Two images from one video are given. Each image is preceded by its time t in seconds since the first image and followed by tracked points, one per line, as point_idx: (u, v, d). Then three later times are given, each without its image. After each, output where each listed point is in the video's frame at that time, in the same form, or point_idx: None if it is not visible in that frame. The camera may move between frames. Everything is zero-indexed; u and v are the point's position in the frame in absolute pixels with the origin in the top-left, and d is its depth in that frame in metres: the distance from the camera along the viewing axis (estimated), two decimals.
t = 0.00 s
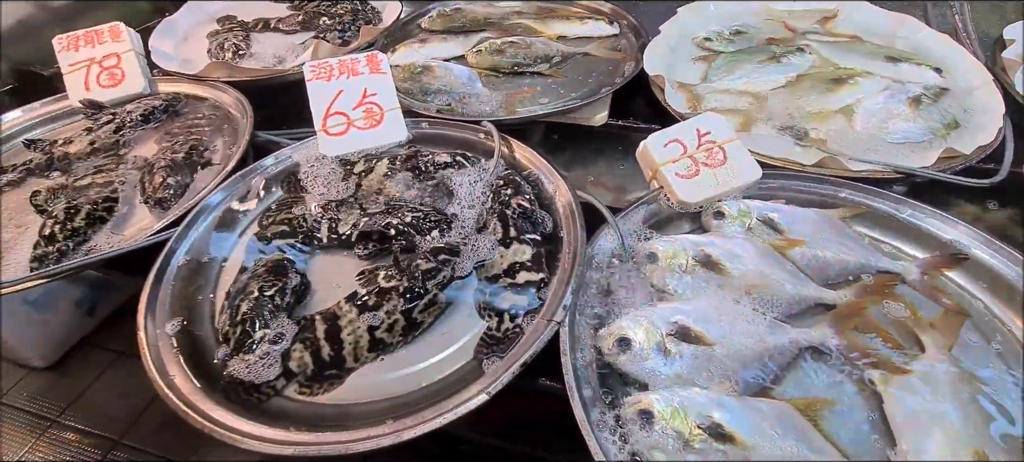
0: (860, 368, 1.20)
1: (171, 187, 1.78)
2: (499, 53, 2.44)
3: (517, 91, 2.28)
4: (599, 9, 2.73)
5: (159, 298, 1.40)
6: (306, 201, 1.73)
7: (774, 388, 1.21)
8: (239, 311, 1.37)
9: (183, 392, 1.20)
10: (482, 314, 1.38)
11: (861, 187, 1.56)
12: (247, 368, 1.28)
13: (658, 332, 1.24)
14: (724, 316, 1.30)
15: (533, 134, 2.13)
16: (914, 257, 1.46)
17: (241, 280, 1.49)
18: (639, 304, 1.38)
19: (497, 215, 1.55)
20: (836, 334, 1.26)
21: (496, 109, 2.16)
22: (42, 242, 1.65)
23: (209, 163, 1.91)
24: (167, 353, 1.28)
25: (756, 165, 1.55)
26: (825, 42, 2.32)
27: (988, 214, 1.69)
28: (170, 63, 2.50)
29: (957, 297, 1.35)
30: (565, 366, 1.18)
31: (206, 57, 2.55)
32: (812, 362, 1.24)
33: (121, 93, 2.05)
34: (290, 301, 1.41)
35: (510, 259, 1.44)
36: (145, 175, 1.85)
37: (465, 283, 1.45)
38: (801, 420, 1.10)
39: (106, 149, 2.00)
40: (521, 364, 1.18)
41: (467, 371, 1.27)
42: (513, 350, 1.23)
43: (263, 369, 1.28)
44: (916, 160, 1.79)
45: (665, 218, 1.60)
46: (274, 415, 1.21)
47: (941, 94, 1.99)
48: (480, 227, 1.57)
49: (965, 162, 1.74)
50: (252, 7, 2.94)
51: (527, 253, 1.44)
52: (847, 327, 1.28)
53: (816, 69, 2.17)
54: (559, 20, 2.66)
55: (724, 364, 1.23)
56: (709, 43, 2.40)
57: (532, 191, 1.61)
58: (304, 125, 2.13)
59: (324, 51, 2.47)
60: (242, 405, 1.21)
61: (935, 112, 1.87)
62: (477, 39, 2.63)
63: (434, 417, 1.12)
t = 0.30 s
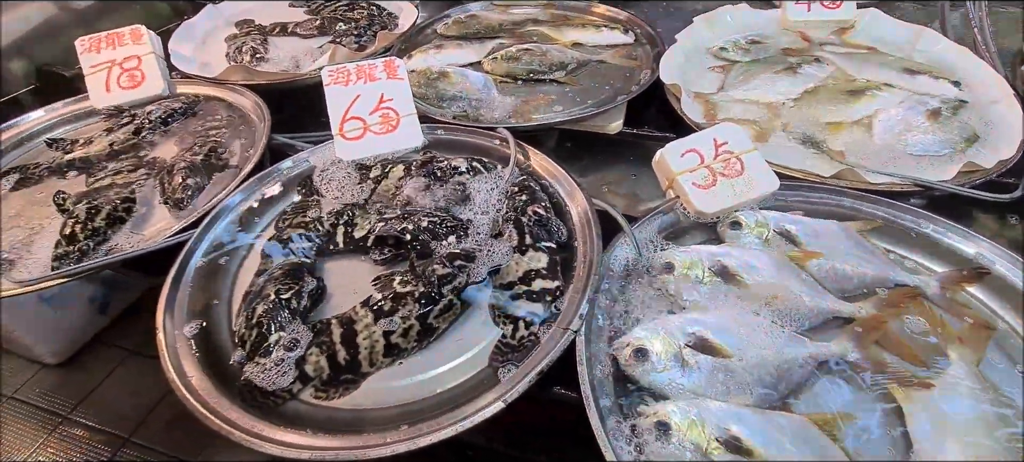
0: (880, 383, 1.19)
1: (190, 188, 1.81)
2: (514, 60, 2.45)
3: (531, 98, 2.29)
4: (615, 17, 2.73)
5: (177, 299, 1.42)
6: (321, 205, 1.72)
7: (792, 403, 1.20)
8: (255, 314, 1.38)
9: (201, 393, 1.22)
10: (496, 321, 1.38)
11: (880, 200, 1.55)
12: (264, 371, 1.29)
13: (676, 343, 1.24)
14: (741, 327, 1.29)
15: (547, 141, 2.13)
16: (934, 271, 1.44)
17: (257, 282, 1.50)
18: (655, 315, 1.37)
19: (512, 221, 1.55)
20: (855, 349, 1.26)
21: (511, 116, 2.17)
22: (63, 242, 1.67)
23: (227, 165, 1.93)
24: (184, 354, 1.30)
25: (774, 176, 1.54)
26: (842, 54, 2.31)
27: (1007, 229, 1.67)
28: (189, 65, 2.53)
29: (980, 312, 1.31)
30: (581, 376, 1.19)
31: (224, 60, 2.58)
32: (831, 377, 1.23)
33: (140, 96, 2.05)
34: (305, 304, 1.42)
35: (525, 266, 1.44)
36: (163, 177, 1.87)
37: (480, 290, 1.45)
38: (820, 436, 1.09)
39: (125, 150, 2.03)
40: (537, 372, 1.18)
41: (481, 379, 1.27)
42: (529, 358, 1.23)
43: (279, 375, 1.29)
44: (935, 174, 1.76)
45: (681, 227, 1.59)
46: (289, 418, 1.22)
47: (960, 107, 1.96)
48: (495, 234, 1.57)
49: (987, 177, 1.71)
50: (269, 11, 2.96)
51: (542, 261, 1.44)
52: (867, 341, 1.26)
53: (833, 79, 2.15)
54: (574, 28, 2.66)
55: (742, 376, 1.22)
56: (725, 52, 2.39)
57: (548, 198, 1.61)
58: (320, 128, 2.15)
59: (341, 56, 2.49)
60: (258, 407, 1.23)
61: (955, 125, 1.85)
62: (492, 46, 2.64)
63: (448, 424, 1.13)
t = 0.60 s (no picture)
0: (897, 393, 1.19)
1: (205, 188, 1.82)
2: (526, 64, 2.46)
3: (543, 103, 2.30)
4: (627, 23, 2.74)
5: (192, 299, 1.44)
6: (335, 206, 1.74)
7: (805, 413, 1.20)
8: (269, 314, 1.39)
9: (216, 392, 1.23)
10: (508, 325, 1.39)
11: (895, 209, 1.54)
12: (276, 372, 1.30)
13: (690, 351, 1.24)
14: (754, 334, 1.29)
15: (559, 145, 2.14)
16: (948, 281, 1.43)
17: (271, 283, 1.51)
18: (668, 322, 1.37)
19: (524, 226, 1.55)
20: (873, 358, 1.24)
21: (523, 121, 2.18)
22: (80, 240, 1.69)
23: (242, 166, 1.94)
24: (199, 354, 1.32)
25: (788, 184, 1.52)
26: (856, 62, 2.30)
27: None
28: (204, 66, 2.56)
29: (995, 322, 1.30)
30: (595, 381, 1.19)
31: (240, 62, 2.61)
32: (847, 387, 1.23)
33: (156, 96, 2.05)
34: (318, 305, 1.42)
35: (537, 271, 1.44)
36: (179, 177, 1.89)
37: (492, 294, 1.45)
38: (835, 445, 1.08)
39: (141, 149, 2.05)
40: (549, 377, 1.18)
41: (492, 383, 1.27)
42: (542, 363, 1.23)
43: (291, 376, 1.30)
44: (951, 184, 1.75)
45: (694, 234, 1.59)
46: (301, 419, 1.23)
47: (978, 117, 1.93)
48: (507, 237, 1.57)
49: (1003, 188, 1.70)
50: (283, 13, 2.98)
51: (555, 266, 1.44)
52: (882, 351, 1.25)
53: (847, 87, 2.14)
54: (586, 33, 2.67)
55: (755, 385, 1.22)
56: (738, 60, 2.38)
57: (560, 202, 1.61)
58: (334, 130, 2.16)
59: (354, 59, 2.51)
60: (271, 407, 1.24)
61: (971, 135, 1.84)
62: (504, 50, 2.65)
63: (460, 428, 1.14)
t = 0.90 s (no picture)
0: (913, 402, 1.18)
1: (220, 192, 1.85)
2: (538, 71, 2.47)
3: (555, 110, 2.31)
4: (639, 31, 2.74)
5: (208, 300, 1.46)
6: (351, 211, 1.75)
7: (817, 422, 1.20)
8: (283, 317, 1.41)
9: (231, 394, 1.24)
10: (520, 330, 1.39)
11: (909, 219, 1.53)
12: (291, 374, 1.32)
13: (703, 359, 1.24)
14: (767, 343, 1.29)
15: (570, 151, 2.14)
16: (963, 292, 1.42)
17: (287, 287, 1.53)
18: (681, 330, 1.37)
19: (537, 232, 1.56)
20: (886, 368, 1.24)
21: (534, 127, 2.18)
22: (98, 241, 1.71)
23: (256, 169, 1.96)
24: (214, 356, 1.33)
25: (801, 193, 1.52)
26: (869, 70, 2.29)
27: None
28: (219, 71, 2.59)
29: (1011, 333, 1.29)
30: (608, 386, 1.19)
31: (255, 67, 2.64)
32: (862, 396, 1.22)
33: (172, 100, 2.05)
34: (334, 311, 1.45)
35: (549, 277, 1.45)
36: (195, 180, 1.91)
37: (504, 300, 1.46)
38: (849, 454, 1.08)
39: (158, 153, 2.08)
40: (562, 383, 1.19)
41: (505, 388, 1.27)
42: (554, 369, 1.23)
43: (307, 378, 1.32)
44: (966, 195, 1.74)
45: (706, 242, 1.59)
46: (315, 421, 1.24)
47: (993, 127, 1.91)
48: (519, 243, 1.58)
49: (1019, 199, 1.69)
50: (297, 19, 3.01)
51: (567, 272, 1.44)
52: (897, 361, 1.25)
53: (859, 96, 2.13)
54: (597, 40, 2.68)
55: (770, 394, 1.22)
56: (750, 68, 2.38)
57: (572, 209, 1.61)
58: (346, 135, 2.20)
59: (367, 65, 2.53)
60: (285, 409, 1.25)
61: (986, 145, 1.82)
62: (516, 57, 2.67)
63: (473, 433, 1.14)
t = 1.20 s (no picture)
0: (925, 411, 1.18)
1: (231, 198, 1.86)
2: (546, 79, 2.48)
3: (562, 117, 2.32)
4: (646, 40, 2.76)
5: (221, 305, 1.47)
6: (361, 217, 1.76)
7: (829, 431, 1.20)
8: (297, 322, 1.42)
9: (244, 398, 1.25)
10: (530, 336, 1.40)
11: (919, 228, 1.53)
12: (302, 380, 1.32)
13: (714, 366, 1.24)
14: (778, 351, 1.30)
15: (578, 158, 2.15)
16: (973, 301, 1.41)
17: (297, 291, 1.53)
18: (690, 338, 1.37)
19: (546, 239, 1.57)
20: (896, 377, 1.25)
21: (542, 134, 2.20)
22: (113, 247, 1.73)
23: (267, 176, 1.98)
24: (227, 360, 1.34)
25: (810, 201, 1.52)
26: (877, 79, 2.29)
27: None
28: (231, 77, 2.61)
29: None
30: (617, 394, 1.21)
31: (265, 74, 2.67)
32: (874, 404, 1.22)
33: (184, 107, 2.11)
34: (345, 316, 1.46)
35: (559, 284, 1.45)
36: (207, 185, 1.92)
37: (513, 306, 1.47)
38: None
39: (170, 159, 2.09)
40: (573, 390, 1.20)
41: (516, 395, 1.28)
42: (564, 377, 1.24)
43: (319, 383, 1.32)
44: (974, 204, 1.74)
45: (715, 249, 1.59)
46: (326, 428, 1.25)
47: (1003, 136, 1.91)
48: (528, 250, 1.59)
49: None
50: (307, 26, 3.04)
51: (576, 279, 1.45)
52: (907, 369, 1.25)
53: (867, 105, 2.13)
54: (605, 48, 2.69)
55: (779, 402, 1.23)
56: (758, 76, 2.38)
57: (581, 217, 1.62)
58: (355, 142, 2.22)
59: (376, 73, 2.55)
60: (297, 414, 1.26)
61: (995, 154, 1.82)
62: (524, 64, 2.68)
63: (483, 439, 1.15)
